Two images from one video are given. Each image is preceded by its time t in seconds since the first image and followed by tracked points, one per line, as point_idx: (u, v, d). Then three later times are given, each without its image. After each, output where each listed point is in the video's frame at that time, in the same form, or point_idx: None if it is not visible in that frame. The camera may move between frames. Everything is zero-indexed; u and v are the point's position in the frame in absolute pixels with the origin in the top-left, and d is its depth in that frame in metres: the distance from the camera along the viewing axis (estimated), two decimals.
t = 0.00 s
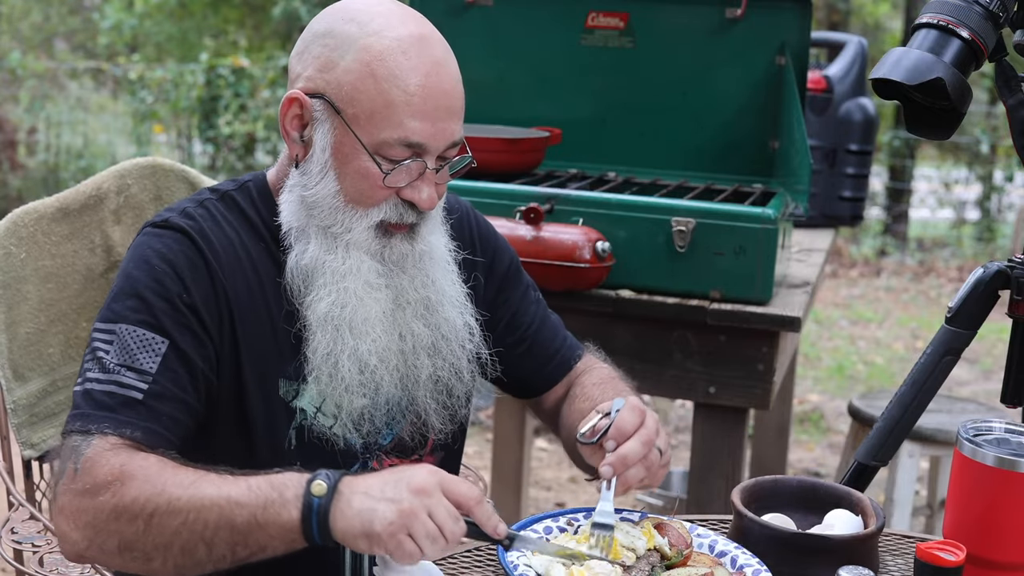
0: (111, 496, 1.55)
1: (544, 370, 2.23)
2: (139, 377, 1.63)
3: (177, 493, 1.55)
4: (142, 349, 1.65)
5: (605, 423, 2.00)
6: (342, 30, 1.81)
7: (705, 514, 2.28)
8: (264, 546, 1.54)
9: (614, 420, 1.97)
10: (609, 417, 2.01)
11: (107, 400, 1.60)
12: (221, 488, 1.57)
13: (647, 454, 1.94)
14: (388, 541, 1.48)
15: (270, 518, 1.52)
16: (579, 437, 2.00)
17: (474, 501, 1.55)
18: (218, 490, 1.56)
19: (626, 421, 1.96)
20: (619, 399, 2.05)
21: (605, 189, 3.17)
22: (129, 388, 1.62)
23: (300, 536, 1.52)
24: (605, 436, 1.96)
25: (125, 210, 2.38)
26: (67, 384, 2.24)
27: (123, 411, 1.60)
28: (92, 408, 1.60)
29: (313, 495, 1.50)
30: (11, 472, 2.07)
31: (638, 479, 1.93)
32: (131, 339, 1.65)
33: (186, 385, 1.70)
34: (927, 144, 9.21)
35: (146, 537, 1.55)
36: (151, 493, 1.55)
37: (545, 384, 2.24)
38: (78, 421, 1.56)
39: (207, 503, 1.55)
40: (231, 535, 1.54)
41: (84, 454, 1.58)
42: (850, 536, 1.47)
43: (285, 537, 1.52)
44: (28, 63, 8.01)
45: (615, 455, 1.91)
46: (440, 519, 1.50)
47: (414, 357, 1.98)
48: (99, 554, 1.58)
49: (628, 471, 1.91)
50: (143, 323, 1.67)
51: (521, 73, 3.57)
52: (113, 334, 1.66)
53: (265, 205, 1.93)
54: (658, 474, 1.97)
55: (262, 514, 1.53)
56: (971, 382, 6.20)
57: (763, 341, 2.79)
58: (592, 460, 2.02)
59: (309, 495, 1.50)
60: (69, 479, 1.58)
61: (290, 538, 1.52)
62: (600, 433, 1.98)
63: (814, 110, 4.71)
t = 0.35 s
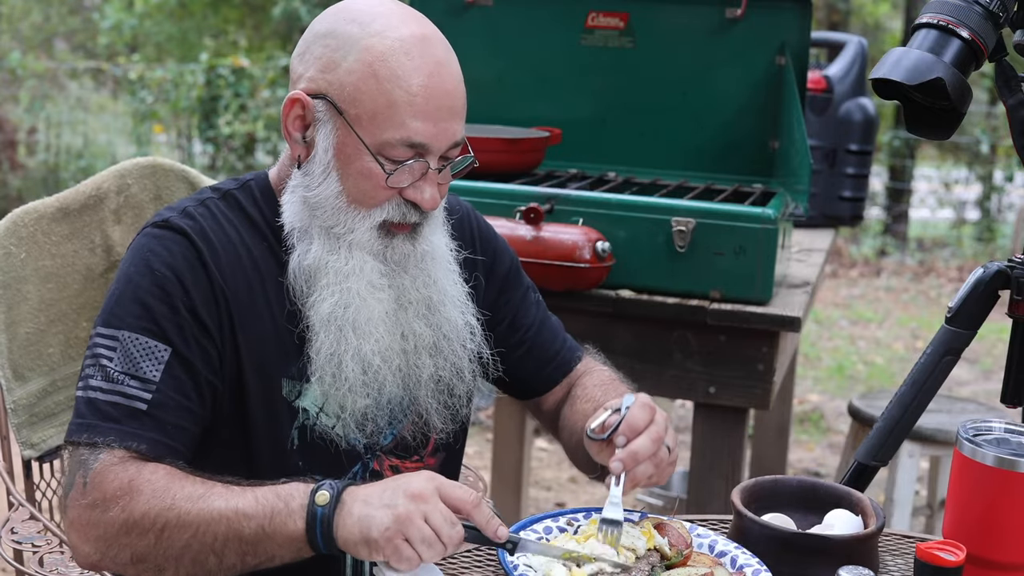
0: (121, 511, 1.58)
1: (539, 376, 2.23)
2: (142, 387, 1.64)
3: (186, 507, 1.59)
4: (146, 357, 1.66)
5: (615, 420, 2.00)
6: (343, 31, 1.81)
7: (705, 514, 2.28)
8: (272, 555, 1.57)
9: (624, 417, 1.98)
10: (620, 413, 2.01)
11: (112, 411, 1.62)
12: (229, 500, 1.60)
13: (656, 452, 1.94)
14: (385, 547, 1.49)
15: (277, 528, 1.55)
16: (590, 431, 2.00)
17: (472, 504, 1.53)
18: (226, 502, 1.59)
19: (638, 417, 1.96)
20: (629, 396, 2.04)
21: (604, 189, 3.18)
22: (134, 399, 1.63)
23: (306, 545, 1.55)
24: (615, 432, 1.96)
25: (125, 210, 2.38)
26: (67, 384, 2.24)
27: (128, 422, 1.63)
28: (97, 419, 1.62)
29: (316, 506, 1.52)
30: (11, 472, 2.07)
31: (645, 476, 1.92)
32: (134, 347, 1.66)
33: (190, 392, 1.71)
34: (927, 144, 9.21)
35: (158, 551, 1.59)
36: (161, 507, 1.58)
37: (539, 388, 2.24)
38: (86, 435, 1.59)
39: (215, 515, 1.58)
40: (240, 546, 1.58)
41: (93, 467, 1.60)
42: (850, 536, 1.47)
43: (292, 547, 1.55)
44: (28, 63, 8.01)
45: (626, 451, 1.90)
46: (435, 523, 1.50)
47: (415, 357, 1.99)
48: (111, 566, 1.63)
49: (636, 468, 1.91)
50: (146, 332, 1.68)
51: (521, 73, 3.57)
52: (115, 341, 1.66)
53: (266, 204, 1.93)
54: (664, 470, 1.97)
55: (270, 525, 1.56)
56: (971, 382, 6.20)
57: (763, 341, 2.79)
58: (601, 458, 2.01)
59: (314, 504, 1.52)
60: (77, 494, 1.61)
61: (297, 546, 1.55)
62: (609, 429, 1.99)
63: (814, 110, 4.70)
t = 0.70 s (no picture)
0: (109, 496, 1.57)
1: (542, 372, 2.23)
2: (140, 383, 1.64)
3: (170, 482, 1.56)
4: (143, 356, 1.66)
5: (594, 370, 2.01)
6: (348, 33, 1.81)
7: (706, 514, 2.28)
8: (259, 520, 1.54)
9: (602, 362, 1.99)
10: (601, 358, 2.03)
11: (109, 407, 1.62)
12: (211, 471, 1.57)
13: (635, 396, 1.94)
14: (376, 493, 1.47)
15: (260, 490, 1.52)
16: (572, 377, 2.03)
17: (463, 467, 1.53)
18: (208, 473, 1.57)
19: (614, 362, 1.97)
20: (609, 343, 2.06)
21: (604, 189, 3.18)
22: (131, 395, 1.63)
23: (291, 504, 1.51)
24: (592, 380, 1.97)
25: (124, 210, 2.39)
26: (67, 384, 2.24)
27: (125, 417, 1.62)
28: (95, 416, 1.61)
29: (298, 458, 1.49)
30: (11, 473, 2.07)
31: (628, 421, 1.94)
32: (131, 345, 1.66)
33: (189, 390, 1.71)
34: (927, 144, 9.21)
35: (147, 531, 1.57)
36: (145, 486, 1.55)
37: (544, 387, 2.24)
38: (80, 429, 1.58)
39: (198, 487, 1.56)
40: (227, 514, 1.55)
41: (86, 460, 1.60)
42: (850, 536, 1.47)
43: (277, 507, 1.53)
44: (28, 63, 8.02)
45: (602, 398, 1.92)
46: (429, 476, 1.49)
47: (423, 357, 1.98)
48: (107, 555, 1.61)
49: (616, 414, 1.93)
50: (145, 331, 1.68)
51: (522, 73, 3.57)
52: (113, 339, 1.66)
53: (267, 206, 1.93)
54: (652, 415, 1.98)
55: (252, 487, 1.53)
56: (971, 382, 6.20)
57: (763, 341, 2.79)
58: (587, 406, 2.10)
59: (295, 457, 1.49)
60: (71, 486, 1.60)
61: (282, 506, 1.52)
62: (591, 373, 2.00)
63: (814, 110, 4.70)
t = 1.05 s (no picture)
0: (155, 498, 1.56)
1: (541, 372, 2.23)
2: (163, 380, 1.64)
3: (223, 488, 1.58)
4: (164, 352, 1.66)
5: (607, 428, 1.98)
6: (342, 30, 1.80)
7: (705, 514, 2.28)
8: (315, 529, 1.56)
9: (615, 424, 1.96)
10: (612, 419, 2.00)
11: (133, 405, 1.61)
12: (267, 479, 1.60)
13: (649, 458, 1.93)
14: (443, 511, 1.51)
15: (321, 501, 1.55)
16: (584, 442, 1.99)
17: (521, 479, 1.58)
18: (264, 481, 1.59)
19: (628, 425, 1.95)
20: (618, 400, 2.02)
21: (604, 189, 3.18)
22: (155, 392, 1.63)
23: (350, 517, 1.54)
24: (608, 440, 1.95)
25: (124, 209, 2.40)
26: (67, 384, 2.25)
27: (151, 414, 1.61)
28: (119, 414, 1.60)
29: (364, 472, 1.53)
30: (11, 472, 2.05)
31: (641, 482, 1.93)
32: (152, 342, 1.66)
33: (210, 386, 1.72)
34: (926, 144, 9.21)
35: (193, 535, 1.57)
36: (197, 488, 1.57)
37: (541, 384, 2.24)
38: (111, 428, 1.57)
39: (255, 494, 1.58)
40: (280, 522, 1.57)
41: (119, 461, 1.58)
42: (850, 536, 1.47)
43: (335, 520, 1.55)
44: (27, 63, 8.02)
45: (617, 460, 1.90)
46: (492, 494, 1.54)
47: (416, 353, 1.98)
48: (143, 559, 1.59)
49: (631, 475, 1.91)
50: (163, 328, 1.68)
51: (522, 73, 3.57)
52: (130, 338, 1.66)
53: (263, 206, 1.93)
54: (664, 470, 1.97)
55: (313, 497, 1.56)
56: (971, 382, 6.20)
57: (763, 341, 2.79)
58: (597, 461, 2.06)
59: (360, 471, 1.53)
60: (103, 487, 1.58)
61: (341, 518, 1.55)
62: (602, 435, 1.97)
63: (813, 110, 4.71)
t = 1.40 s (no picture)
0: (169, 494, 1.55)
1: (538, 378, 2.23)
2: (173, 376, 1.64)
3: (239, 480, 1.57)
4: (173, 348, 1.66)
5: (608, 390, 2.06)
6: (347, 32, 1.80)
7: (705, 514, 2.28)
8: (331, 521, 1.56)
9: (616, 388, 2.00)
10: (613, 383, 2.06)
11: (144, 400, 1.61)
12: (282, 471, 1.59)
13: (644, 426, 1.94)
14: (462, 494, 1.51)
15: (337, 491, 1.54)
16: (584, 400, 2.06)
17: (534, 461, 1.60)
18: (280, 473, 1.58)
19: (629, 390, 1.98)
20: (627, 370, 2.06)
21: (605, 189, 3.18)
22: (166, 387, 1.63)
23: (367, 506, 1.54)
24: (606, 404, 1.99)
25: (124, 209, 2.40)
26: (67, 384, 2.24)
27: (162, 409, 1.61)
28: (128, 410, 1.60)
29: (378, 461, 1.51)
30: (11, 472, 2.06)
31: (633, 449, 1.93)
32: (161, 338, 1.66)
33: (218, 380, 1.72)
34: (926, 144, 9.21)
35: (211, 529, 1.57)
36: (212, 483, 1.56)
37: (539, 390, 2.24)
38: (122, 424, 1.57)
39: (271, 485, 1.57)
40: (297, 514, 1.56)
41: (133, 456, 1.58)
42: (850, 536, 1.47)
43: (353, 509, 1.54)
44: (28, 64, 8.04)
45: (612, 422, 1.92)
46: (509, 476, 1.55)
47: (421, 355, 1.98)
48: (160, 555, 1.59)
49: (623, 440, 1.92)
50: (170, 324, 1.68)
51: (522, 73, 3.57)
52: (140, 335, 1.66)
53: (266, 206, 1.93)
54: (656, 446, 1.97)
55: (329, 488, 1.55)
56: (971, 382, 6.20)
57: (763, 341, 2.79)
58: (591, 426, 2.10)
59: (376, 460, 1.51)
60: (118, 484, 1.57)
61: (358, 508, 1.54)
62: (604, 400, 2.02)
63: (813, 110, 4.70)
